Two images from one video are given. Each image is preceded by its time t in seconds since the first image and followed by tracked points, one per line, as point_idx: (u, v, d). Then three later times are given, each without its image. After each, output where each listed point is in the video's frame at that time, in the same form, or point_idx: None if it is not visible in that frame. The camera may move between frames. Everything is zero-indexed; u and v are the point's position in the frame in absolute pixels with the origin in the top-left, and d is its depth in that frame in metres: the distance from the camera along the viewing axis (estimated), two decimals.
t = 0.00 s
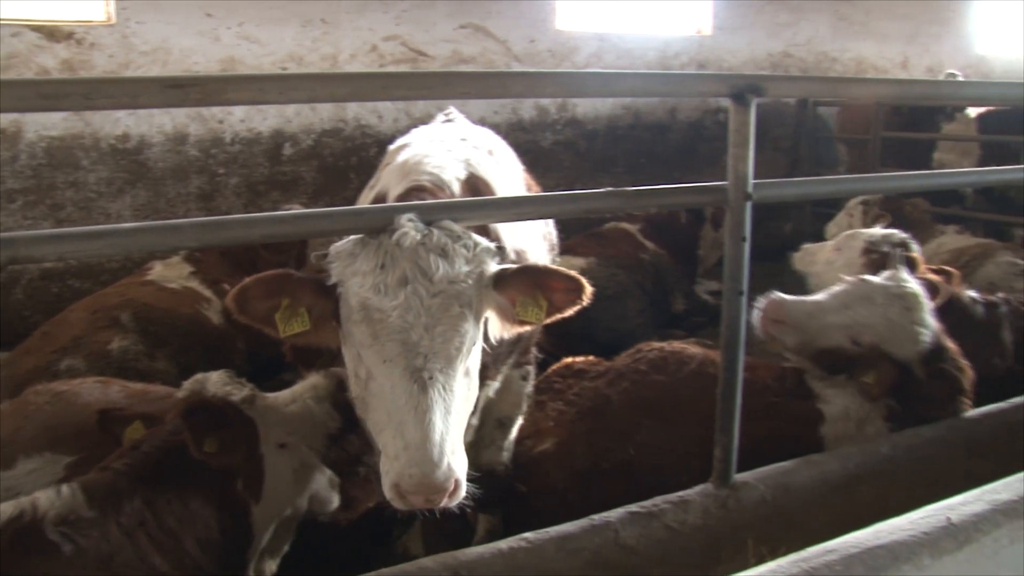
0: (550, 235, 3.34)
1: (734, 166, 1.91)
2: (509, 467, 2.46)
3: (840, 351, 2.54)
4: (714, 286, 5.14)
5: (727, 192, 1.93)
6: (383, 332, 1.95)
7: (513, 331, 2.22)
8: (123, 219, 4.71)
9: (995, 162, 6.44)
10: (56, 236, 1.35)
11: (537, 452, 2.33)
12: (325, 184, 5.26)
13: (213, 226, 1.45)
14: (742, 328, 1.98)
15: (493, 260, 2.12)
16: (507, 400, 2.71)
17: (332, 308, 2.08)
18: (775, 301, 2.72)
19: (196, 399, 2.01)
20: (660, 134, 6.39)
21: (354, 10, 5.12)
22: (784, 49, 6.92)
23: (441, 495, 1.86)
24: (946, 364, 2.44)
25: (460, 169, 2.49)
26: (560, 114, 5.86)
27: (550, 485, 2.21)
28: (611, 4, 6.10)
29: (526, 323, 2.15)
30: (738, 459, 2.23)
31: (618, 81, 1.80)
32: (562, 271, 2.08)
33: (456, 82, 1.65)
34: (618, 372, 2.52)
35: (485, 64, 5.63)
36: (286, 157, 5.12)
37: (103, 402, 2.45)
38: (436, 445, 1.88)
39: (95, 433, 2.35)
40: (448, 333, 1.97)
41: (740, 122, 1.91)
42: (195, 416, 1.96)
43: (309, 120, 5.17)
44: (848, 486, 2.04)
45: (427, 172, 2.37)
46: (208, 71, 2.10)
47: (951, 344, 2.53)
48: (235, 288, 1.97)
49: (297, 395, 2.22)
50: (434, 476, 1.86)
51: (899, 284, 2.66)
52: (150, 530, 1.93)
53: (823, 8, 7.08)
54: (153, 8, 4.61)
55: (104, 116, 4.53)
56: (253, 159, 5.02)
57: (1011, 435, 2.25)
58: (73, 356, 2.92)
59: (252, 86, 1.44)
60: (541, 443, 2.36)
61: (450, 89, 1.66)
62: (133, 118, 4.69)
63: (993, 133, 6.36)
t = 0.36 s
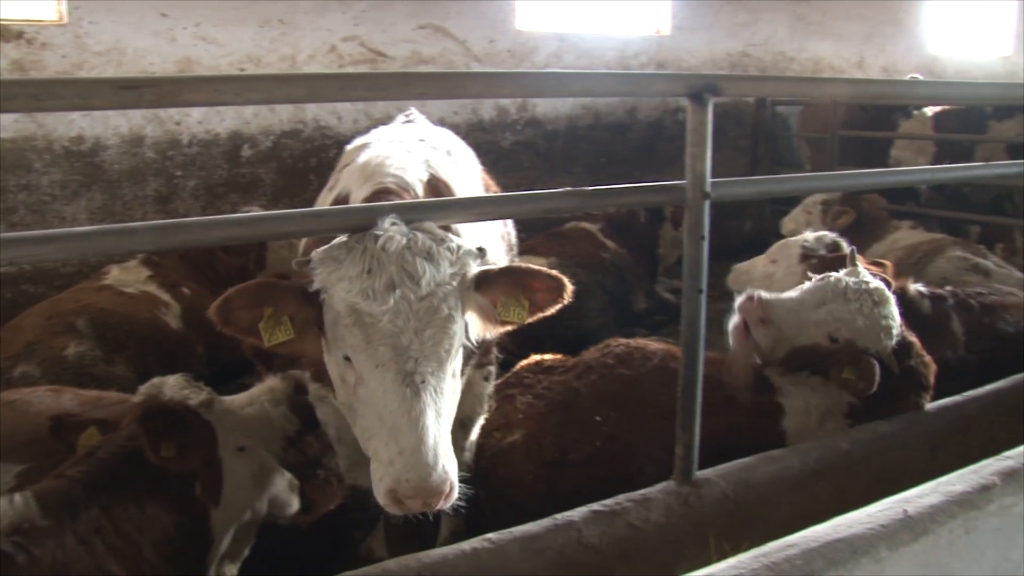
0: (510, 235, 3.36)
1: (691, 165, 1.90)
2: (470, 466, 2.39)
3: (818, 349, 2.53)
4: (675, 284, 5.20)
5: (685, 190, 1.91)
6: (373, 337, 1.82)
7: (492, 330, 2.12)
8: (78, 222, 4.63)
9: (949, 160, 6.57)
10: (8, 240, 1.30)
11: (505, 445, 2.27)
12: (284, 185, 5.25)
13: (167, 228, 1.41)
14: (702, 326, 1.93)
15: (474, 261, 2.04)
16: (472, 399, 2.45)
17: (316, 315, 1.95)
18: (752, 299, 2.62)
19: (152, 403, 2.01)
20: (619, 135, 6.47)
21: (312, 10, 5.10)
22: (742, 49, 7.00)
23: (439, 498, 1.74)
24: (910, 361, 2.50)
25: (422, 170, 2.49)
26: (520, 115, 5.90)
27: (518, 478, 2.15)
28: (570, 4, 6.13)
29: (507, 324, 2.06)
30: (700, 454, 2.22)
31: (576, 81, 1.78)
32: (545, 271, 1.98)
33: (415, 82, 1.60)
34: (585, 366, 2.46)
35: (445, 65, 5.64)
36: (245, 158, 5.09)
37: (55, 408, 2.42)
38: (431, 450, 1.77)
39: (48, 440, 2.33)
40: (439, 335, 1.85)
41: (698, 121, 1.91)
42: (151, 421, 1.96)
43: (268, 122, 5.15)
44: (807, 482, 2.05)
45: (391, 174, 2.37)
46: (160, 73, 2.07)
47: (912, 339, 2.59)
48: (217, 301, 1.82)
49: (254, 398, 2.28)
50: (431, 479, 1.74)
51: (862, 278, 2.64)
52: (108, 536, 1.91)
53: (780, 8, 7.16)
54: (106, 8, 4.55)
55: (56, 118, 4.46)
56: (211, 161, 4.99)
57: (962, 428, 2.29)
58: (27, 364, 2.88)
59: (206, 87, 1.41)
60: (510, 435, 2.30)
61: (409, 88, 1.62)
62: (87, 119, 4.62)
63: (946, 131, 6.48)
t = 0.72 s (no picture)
0: (475, 235, 3.36)
1: (653, 164, 1.88)
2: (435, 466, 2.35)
3: (762, 349, 2.55)
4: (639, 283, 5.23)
5: (647, 190, 1.89)
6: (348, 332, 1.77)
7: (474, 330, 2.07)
8: (36, 226, 4.55)
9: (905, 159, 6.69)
10: None
11: (470, 450, 2.26)
12: (247, 187, 5.22)
13: (127, 232, 1.34)
14: (665, 323, 1.91)
15: (453, 260, 1.99)
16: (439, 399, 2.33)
17: (295, 313, 1.89)
18: (690, 309, 2.66)
19: (112, 408, 2.02)
20: (582, 135, 6.52)
21: (273, 11, 5.09)
22: (704, 49, 7.05)
23: (413, 494, 1.68)
24: (866, 357, 2.52)
25: (389, 171, 2.48)
26: (483, 115, 5.94)
27: (484, 481, 2.15)
28: (532, 4, 6.15)
29: (487, 323, 2.01)
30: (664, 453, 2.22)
31: (537, 80, 1.76)
32: (524, 269, 1.94)
33: (377, 82, 1.57)
34: (546, 367, 2.46)
35: (408, 66, 5.64)
36: (206, 160, 5.06)
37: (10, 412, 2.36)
38: (406, 444, 1.71)
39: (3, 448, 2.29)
40: (415, 329, 1.80)
41: (659, 121, 1.89)
42: (112, 426, 1.97)
43: (230, 123, 5.12)
44: (772, 478, 2.05)
45: (360, 175, 2.35)
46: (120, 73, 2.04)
47: (867, 334, 2.60)
48: (197, 296, 1.75)
49: (216, 402, 2.32)
50: (406, 473, 1.68)
51: (808, 275, 2.67)
52: (66, 545, 1.88)
53: (742, 8, 7.23)
54: (63, 8, 4.48)
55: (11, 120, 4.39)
56: (172, 162, 4.95)
57: (924, 423, 2.31)
58: None
59: (164, 88, 1.37)
60: (474, 439, 2.30)
61: (370, 88, 1.58)
62: (44, 121, 4.55)
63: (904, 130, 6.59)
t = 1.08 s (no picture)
0: (446, 236, 3.35)
1: (622, 164, 1.87)
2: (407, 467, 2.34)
3: (746, 344, 2.55)
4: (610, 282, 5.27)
5: (617, 190, 1.88)
6: (313, 321, 1.72)
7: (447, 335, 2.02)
8: None
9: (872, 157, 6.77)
10: None
11: (442, 448, 2.27)
12: (217, 189, 5.20)
13: (94, 234, 1.29)
14: (635, 322, 1.90)
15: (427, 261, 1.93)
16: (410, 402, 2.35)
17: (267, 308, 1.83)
18: (678, 298, 2.64)
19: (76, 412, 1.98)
20: (552, 134, 6.55)
21: (242, 11, 5.07)
22: (674, 49, 7.09)
23: (370, 485, 1.63)
24: (841, 354, 2.54)
25: (363, 173, 2.46)
26: (454, 115, 5.95)
27: (458, 480, 2.14)
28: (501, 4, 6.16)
29: (461, 327, 1.96)
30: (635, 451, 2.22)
31: (506, 81, 1.74)
32: (496, 270, 1.89)
33: (345, 84, 1.55)
34: (521, 366, 2.46)
35: (378, 66, 5.63)
36: (175, 162, 5.03)
37: None
38: (366, 434, 1.67)
39: None
40: (381, 321, 1.75)
41: (628, 121, 1.87)
42: (77, 432, 1.94)
43: (198, 124, 5.09)
44: (743, 475, 2.06)
45: (335, 177, 2.34)
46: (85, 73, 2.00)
47: (841, 332, 2.62)
48: (166, 281, 1.71)
49: (185, 405, 2.29)
50: (363, 463, 1.64)
51: (786, 273, 2.69)
52: (32, 552, 1.90)
53: (711, 8, 7.27)
54: (26, 8, 4.43)
55: None
56: (141, 164, 4.92)
57: (892, 420, 2.33)
58: None
59: (130, 89, 1.34)
60: (447, 438, 2.29)
61: (338, 90, 1.56)
62: (8, 122, 4.50)
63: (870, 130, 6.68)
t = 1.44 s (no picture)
0: (414, 238, 3.35)
1: (589, 163, 1.86)
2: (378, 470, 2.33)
3: (717, 347, 2.56)
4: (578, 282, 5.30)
5: (584, 189, 1.88)
6: (265, 319, 1.71)
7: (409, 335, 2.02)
8: None
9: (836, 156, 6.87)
10: None
11: (414, 451, 2.26)
12: (183, 192, 5.16)
13: (54, 239, 1.25)
14: (603, 322, 1.91)
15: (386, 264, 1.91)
16: (380, 404, 2.33)
17: (226, 312, 1.83)
18: (645, 305, 2.65)
19: (37, 420, 2.01)
20: (520, 134, 6.57)
21: (207, 12, 5.04)
22: (642, 48, 7.12)
23: (320, 481, 1.56)
24: (811, 355, 2.51)
25: (329, 174, 2.46)
26: (422, 116, 5.99)
27: (429, 481, 2.14)
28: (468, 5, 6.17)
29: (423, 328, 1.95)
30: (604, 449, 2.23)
31: (472, 81, 1.72)
32: (453, 268, 1.89)
33: (310, 85, 1.51)
34: (490, 367, 2.46)
35: (346, 67, 5.62)
36: (140, 164, 4.98)
37: None
38: (317, 429, 1.60)
39: None
40: (335, 318, 1.74)
41: (594, 120, 1.87)
42: (37, 442, 1.97)
43: (164, 125, 5.05)
44: (712, 473, 2.08)
45: (300, 179, 2.33)
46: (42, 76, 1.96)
47: (814, 332, 2.60)
48: (123, 282, 1.68)
49: (151, 409, 2.30)
50: (313, 458, 1.56)
51: (761, 273, 2.70)
52: None
53: (678, 8, 7.31)
54: None
55: None
56: (105, 167, 4.87)
57: (858, 417, 2.36)
58: None
59: (92, 90, 1.28)
60: (418, 440, 2.29)
61: (303, 91, 1.52)
62: None
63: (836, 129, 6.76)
